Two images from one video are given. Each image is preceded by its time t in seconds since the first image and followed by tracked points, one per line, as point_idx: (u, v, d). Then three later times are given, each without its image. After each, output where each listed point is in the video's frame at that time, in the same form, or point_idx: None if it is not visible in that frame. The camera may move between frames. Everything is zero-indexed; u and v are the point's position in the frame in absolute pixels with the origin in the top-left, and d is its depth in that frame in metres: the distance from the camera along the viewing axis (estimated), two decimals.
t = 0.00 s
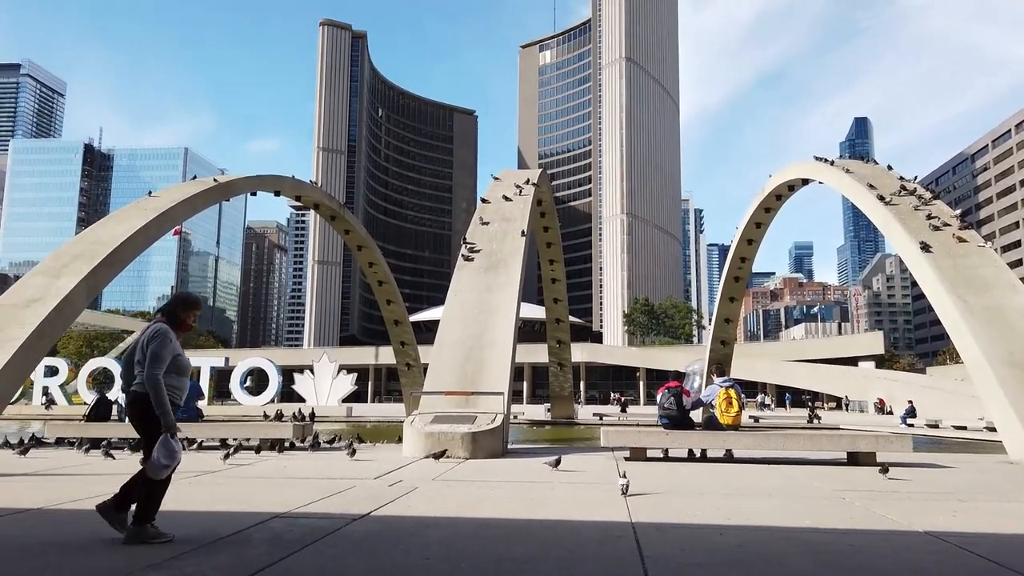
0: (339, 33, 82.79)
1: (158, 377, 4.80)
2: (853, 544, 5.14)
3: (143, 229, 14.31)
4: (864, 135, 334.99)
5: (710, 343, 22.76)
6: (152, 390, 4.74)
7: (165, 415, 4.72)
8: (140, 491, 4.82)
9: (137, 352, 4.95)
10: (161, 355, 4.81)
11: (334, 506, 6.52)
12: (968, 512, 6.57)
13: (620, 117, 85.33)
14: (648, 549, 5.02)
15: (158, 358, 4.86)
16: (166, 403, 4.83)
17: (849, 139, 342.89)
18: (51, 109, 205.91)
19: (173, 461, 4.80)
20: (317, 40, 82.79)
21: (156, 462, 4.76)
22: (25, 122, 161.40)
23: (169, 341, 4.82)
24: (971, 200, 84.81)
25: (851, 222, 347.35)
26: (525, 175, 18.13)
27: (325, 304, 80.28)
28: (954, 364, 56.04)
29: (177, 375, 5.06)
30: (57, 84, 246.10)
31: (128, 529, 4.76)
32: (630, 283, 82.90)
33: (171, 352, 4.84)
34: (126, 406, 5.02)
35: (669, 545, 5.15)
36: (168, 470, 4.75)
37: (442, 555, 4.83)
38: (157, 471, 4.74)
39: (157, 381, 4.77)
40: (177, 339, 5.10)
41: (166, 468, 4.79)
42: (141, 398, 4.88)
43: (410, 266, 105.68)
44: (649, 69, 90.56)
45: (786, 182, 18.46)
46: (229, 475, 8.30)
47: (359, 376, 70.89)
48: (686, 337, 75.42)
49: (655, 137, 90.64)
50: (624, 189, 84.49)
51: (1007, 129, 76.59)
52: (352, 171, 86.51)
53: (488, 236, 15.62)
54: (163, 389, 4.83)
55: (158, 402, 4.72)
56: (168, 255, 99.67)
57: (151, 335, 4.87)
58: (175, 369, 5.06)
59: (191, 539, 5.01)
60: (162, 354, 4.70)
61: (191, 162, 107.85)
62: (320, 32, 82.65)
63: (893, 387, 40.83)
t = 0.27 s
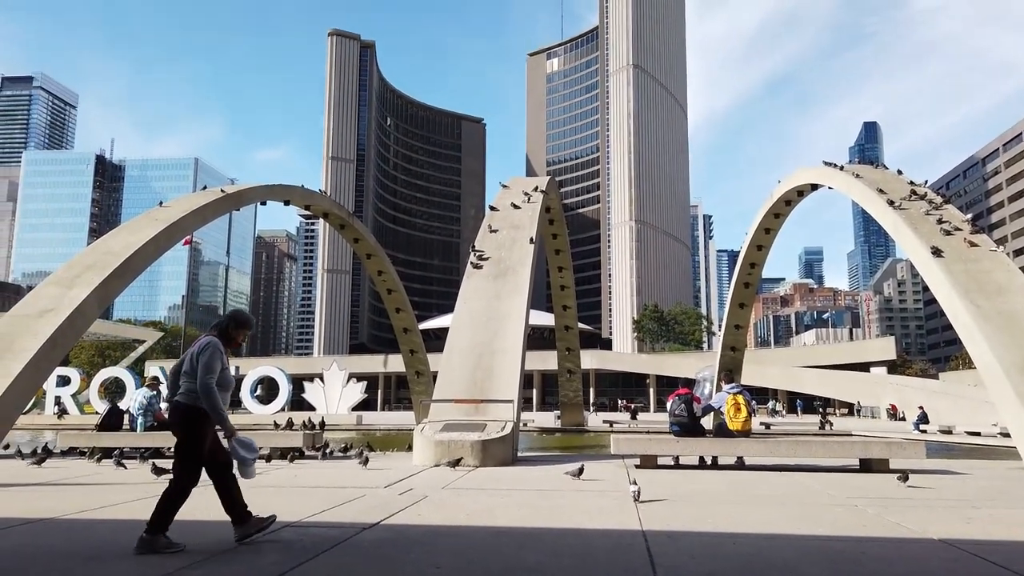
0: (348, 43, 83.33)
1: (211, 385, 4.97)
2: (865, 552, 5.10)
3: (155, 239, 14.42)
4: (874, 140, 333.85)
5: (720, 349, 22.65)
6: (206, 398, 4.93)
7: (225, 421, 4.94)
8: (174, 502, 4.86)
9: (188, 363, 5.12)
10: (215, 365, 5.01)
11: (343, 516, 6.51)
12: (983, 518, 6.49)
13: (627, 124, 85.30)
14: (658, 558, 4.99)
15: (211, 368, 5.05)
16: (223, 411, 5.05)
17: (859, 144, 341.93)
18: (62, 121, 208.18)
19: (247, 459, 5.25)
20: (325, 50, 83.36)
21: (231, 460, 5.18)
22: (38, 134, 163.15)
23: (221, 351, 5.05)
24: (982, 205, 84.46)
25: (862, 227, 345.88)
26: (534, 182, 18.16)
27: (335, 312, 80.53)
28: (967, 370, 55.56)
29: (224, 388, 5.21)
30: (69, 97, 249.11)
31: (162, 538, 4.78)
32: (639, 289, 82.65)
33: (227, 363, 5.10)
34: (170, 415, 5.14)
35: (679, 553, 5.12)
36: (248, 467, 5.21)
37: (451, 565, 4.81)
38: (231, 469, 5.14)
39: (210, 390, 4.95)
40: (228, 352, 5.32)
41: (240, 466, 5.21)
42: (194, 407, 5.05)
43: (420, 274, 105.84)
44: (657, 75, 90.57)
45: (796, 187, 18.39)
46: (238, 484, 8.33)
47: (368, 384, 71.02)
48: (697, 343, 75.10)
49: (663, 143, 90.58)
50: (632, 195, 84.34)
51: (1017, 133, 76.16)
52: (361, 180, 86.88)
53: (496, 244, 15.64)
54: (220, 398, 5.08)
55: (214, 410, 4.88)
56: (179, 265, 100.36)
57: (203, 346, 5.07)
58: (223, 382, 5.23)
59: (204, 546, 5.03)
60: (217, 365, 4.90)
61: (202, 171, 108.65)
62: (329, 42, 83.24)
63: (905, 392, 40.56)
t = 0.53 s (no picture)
0: (354, 53, 83.88)
1: (254, 393, 5.04)
2: (876, 560, 5.06)
3: (164, 249, 14.52)
4: (881, 145, 332.77)
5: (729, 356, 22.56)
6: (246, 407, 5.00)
7: (258, 430, 4.94)
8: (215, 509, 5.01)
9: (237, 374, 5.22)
10: (258, 373, 5.06)
11: (351, 525, 6.50)
12: (996, 526, 6.43)
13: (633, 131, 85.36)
14: (668, 566, 4.97)
15: (256, 377, 5.13)
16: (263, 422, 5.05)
17: (866, 150, 340.93)
18: (72, 134, 210.65)
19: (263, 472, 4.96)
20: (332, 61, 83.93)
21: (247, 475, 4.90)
22: (48, 146, 164.77)
23: (266, 359, 5.09)
24: (991, 209, 84.03)
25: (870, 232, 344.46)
26: (540, 190, 18.16)
27: (343, 321, 80.77)
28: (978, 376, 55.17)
29: (272, 400, 5.30)
30: (78, 109, 251.85)
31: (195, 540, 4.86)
32: (646, 296, 82.54)
33: (270, 372, 5.10)
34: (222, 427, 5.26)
35: (689, 561, 5.08)
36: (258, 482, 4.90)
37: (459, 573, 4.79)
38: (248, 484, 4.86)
39: (251, 400, 5.00)
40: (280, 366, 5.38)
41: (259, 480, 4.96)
42: (238, 417, 5.13)
43: (427, 282, 105.97)
44: (663, 82, 90.65)
45: (803, 193, 18.35)
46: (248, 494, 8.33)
47: (376, 392, 71.10)
48: (705, 350, 74.92)
49: (669, 150, 90.60)
50: (639, 202, 84.32)
51: None
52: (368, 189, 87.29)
53: (503, 252, 15.66)
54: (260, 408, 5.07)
55: (251, 419, 4.93)
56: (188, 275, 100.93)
57: (249, 356, 5.17)
58: (272, 393, 5.33)
59: (213, 556, 5.05)
60: (258, 372, 4.94)
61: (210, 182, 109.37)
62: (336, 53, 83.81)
63: (915, 399, 40.32)
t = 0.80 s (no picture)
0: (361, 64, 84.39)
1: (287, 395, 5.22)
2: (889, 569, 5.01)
3: (173, 259, 14.59)
4: (889, 149, 331.82)
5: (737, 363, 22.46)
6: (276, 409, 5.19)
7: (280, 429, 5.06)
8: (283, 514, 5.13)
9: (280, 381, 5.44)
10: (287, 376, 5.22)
11: (361, 535, 6.48)
12: (1009, 533, 6.39)
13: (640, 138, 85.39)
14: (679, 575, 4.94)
15: (291, 381, 5.28)
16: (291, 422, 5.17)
17: (874, 155, 340.05)
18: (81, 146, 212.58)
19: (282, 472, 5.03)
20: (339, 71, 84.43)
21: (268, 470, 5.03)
22: (58, 158, 166.10)
23: (298, 364, 5.22)
24: (1000, 213, 83.68)
25: (879, 238, 342.97)
26: (547, 198, 18.18)
27: (351, 330, 80.92)
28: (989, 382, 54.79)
29: (309, 403, 5.37)
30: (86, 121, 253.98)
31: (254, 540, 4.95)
32: (654, 303, 82.34)
33: (299, 374, 5.21)
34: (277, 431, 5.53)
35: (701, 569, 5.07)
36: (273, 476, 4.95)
37: None
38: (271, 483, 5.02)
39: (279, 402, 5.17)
40: (316, 371, 5.46)
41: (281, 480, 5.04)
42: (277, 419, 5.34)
43: (434, 290, 106.02)
44: (668, 90, 90.71)
45: (810, 199, 18.30)
46: (257, 503, 8.32)
47: (384, 401, 71.13)
48: (713, 357, 74.71)
49: (676, 157, 90.58)
50: (645, 210, 84.25)
51: None
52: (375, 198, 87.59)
53: (511, 260, 15.66)
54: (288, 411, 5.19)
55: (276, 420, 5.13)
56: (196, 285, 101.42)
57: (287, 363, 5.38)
58: (311, 395, 5.41)
59: (223, 566, 5.05)
60: (279, 376, 5.09)
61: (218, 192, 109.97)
62: (343, 63, 84.29)
63: (926, 405, 40.05)
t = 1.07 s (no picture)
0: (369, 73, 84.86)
1: (337, 413, 5.22)
2: None
3: (184, 269, 14.67)
4: (898, 154, 330.43)
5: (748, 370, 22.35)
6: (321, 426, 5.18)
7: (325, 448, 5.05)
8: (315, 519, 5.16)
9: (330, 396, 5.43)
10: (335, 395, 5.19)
11: (372, 544, 6.47)
12: None
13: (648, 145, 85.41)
14: None
15: (340, 400, 5.26)
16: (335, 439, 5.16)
17: (883, 159, 338.86)
18: (93, 157, 214.74)
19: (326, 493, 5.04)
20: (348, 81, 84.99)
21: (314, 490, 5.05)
22: (70, 169, 167.78)
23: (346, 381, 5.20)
24: (1011, 218, 83.20)
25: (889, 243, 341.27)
26: (555, 205, 18.19)
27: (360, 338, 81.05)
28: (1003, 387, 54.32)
29: (361, 417, 5.34)
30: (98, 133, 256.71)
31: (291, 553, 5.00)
32: (664, 309, 82.13)
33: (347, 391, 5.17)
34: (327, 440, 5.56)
35: None
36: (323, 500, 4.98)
37: None
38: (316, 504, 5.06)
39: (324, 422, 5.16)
40: (366, 386, 5.41)
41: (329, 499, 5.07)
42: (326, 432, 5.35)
43: (443, 298, 106.17)
44: (677, 97, 90.77)
45: (819, 204, 18.24)
46: (267, 513, 8.32)
47: (393, 409, 71.16)
48: (723, 363, 74.42)
49: (684, 163, 90.49)
50: (654, 216, 84.12)
51: None
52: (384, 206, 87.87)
53: (520, 267, 15.67)
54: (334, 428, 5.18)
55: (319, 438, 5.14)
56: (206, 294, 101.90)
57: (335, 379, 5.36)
58: (362, 411, 5.39)
59: None
60: (326, 397, 5.06)
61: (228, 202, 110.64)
62: (352, 72, 84.84)
63: (939, 411, 39.75)
